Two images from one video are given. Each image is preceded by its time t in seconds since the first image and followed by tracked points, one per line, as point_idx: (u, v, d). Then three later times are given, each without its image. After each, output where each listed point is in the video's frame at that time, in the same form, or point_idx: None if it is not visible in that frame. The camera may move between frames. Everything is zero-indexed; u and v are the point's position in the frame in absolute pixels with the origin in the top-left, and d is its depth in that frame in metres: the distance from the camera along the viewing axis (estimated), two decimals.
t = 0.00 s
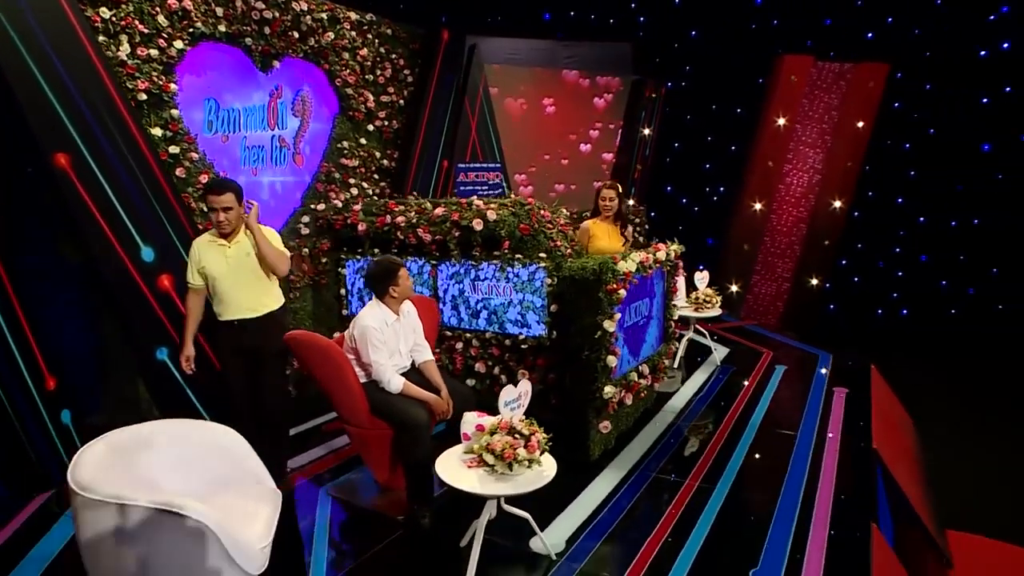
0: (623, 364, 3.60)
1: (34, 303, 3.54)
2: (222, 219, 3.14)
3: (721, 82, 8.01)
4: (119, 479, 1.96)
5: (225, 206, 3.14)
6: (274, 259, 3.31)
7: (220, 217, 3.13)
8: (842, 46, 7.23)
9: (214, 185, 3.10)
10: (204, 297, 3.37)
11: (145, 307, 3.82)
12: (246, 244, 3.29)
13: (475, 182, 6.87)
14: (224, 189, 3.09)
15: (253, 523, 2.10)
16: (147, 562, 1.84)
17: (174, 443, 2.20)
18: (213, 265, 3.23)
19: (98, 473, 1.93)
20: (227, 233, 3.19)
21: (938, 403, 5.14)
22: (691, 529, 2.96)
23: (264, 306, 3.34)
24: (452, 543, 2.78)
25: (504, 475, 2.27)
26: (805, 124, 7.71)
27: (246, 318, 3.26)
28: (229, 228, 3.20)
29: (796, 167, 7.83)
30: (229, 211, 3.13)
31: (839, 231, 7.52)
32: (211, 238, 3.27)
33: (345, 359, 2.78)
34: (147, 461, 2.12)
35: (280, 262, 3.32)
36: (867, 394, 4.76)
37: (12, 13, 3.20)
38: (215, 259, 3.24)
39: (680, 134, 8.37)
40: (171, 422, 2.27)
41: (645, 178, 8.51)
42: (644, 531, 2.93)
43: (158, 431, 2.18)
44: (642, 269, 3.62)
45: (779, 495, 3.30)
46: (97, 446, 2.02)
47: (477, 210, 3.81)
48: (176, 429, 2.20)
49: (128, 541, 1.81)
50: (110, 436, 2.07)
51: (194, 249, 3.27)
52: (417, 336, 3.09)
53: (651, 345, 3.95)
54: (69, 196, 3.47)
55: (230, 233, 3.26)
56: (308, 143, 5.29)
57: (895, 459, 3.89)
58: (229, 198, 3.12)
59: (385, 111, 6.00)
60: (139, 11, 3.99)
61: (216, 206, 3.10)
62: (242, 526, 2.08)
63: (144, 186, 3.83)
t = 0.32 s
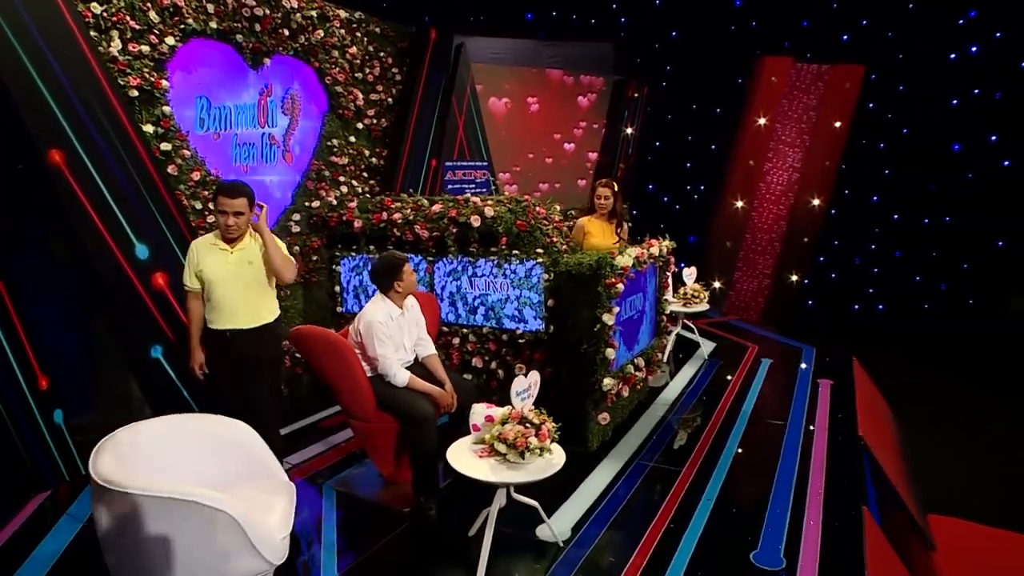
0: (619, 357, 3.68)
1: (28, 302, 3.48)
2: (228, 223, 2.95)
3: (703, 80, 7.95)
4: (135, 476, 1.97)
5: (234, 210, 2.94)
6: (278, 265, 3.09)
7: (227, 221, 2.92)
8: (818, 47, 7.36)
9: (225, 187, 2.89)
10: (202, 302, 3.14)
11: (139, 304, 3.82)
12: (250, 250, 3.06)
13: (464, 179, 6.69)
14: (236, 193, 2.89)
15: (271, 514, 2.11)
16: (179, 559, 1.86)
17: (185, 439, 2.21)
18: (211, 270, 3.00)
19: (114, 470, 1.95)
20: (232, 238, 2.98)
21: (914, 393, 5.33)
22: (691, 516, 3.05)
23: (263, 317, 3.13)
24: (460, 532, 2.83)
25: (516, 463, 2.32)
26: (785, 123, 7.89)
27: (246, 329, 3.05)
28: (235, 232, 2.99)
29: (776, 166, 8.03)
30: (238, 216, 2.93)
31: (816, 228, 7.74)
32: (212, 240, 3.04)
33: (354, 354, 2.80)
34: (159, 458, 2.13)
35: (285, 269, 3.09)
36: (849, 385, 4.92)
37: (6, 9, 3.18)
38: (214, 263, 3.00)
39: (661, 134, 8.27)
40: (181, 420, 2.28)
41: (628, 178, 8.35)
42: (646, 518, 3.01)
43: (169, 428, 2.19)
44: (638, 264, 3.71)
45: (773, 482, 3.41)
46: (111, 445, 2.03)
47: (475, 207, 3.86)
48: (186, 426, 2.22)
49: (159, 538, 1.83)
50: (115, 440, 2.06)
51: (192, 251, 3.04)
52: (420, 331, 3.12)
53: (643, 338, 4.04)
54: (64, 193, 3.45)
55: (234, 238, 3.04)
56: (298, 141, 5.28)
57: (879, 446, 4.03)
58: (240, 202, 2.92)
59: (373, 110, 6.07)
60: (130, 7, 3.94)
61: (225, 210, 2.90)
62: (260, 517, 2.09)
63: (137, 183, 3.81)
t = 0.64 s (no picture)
0: (613, 351, 3.77)
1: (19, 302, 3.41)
2: (257, 215, 2.81)
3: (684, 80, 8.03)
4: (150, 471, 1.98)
5: (263, 202, 2.82)
6: (303, 267, 3.01)
7: (257, 211, 2.81)
8: (795, 51, 7.54)
9: (259, 178, 2.79)
10: (207, 298, 2.89)
11: (133, 303, 3.79)
12: (273, 248, 2.92)
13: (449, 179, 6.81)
14: (271, 184, 2.81)
15: (285, 505, 2.14)
16: (200, 551, 1.88)
17: (195, 434, 2.22)
18: (231, 264, 2.81)
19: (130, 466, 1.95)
20: (258, 231, 2.84)
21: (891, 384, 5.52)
22: (688, 505, 3.13)
23: (277, 318, 2.96)
24: (466, 523, 2.88)
25: (524, 454, 2.39)
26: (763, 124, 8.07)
27: (261, 330, 2.86)
28: (260, 227, 2.85)
29: (755, 165, 8.20)
30: (268, 207, 2.83)
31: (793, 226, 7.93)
32: (230, 232, 2.85)
33: (358, 350, 2.82)
34: (170, 454, 2.14)
35: (310, 272, 3.02)
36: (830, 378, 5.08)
37: None
38: (235, 257, 2.82)
39: (643, 134, 8.32)
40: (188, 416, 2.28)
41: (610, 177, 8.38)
42: (644, 507, 3.09)
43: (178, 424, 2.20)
44: (631, 260, 3.83)
45: (764, 471, 3.52)
46: (124, 441, 2.03)
47: (470, 205, 3.91)
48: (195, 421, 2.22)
49: (179, 530, 1.85)
50: (124, 441, 2.04)
51: (207, 241, 2.81)
52: (420, 327, 3.16)
53: (634, 333, 4.13)
54: (57, 191, 3.41)
55: (255, 234, 2.89)
56: (286, 140, 5.28)
57: (862, 436, 4.18)
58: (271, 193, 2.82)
59: (361, 108, 6.10)
60: (120, 4, 3.91)
61: (257, 199, 2.79)
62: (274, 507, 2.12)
63: (130, 180, 3.79)
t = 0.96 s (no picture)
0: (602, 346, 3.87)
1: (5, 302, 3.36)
2: (269, 211, 2.78)
3: (659, 81, 8.23)
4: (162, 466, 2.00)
5: (272, 197, 2.79)
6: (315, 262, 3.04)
7: (268, 210, 2.77)
8: (770, 53, 7.70)
9: (263, 176, 2.75)
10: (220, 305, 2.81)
11: (121, 304, 3.75)
12: (280, 245, 2.91)
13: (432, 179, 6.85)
14: (275, 180, 2.78)
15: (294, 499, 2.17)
16: (214, 542, 1.91)
17: (201, 430, 2.24)
18: (248, 267, 2.77)
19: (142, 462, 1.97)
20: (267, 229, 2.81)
21: (866, 377, 5.70)
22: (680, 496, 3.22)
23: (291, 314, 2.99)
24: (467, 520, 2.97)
25: (526, 444, 2.45)
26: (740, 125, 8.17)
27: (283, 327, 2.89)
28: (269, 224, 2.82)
29: (732, 165, 8.29)
30: (276, 204, 2.80)
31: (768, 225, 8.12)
32: (236, 235, 2.77)
33: (360, 347, 2.84)
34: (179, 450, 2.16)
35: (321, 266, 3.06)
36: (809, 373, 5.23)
37: None
38: (250, 259, 2.78)
39: (620, 134, 8.49)
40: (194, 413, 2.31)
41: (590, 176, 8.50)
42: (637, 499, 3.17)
43: (186, 421, 2.22)
44: (619, 257, 3.94)
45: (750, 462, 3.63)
46: (134, 437, 2.05)
47: (461, 204, 3.96)
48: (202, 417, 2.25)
49: (194, 522, 1.88)
50: (134, 437, 2.06)
51: (218, 247, 2.71)
52: (417, 324, 3.21)
53: (622, 328, 4.24)
54: (45, 190, 3.37)
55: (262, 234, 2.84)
56: (271, 139, 5.28)
57: (841, 428, 4.32)
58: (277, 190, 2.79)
59: (346, 108, 6.12)
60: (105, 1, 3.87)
61: (268, 197, 2.76)
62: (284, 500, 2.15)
63: (118, 178, 3.75)
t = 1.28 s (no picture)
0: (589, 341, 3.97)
1: None
2: (268, 217, 2.58)
3: (636, 82, 8.35)
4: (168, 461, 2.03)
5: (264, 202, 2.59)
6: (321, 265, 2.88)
7: (266, 216, 2.57)
8: (742, 56, 7.89)
9: (247, 183, 2.54)
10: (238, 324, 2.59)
11: (106, 305, 3.71)
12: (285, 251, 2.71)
13: (414, 178, 6.91)
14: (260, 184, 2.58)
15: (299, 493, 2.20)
16: (223, 535, 1.94)
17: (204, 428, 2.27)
18: (264, 278, 2.56)
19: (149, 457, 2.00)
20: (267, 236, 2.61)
21: (839, 371, 5.88)
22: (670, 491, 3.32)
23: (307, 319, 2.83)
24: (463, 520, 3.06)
25: (523, 435, 2.54)
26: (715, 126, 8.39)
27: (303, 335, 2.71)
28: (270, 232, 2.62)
29: (707, 165, 8.50)
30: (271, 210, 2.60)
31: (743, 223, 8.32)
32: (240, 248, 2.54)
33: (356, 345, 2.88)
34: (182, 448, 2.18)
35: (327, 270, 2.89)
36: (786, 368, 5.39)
37: None
38: (264, 270, 2.57)
39: (598, 134, 8.63)
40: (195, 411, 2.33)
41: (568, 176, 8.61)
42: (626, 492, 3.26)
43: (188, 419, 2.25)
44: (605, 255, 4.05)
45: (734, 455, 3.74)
46: (139, 435, 2.07)
47: (449, 204, 4.01)
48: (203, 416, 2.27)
49: (204, 514, 1.91)
50: (139, 435, 2.08)
51: (229, 265, 2.48)
52: (409, 322, 3.26)
53: (607, 325, 4.34)
54: (29, 190, 3.34)
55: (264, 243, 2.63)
56: (253, 139, 5.27)
57: (818, 420, 4.47)
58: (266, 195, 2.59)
59: (328, 108, 6.15)
60: None
61: (260, 203, 2.56)
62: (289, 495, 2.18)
63: (103, 178, 3.72)
